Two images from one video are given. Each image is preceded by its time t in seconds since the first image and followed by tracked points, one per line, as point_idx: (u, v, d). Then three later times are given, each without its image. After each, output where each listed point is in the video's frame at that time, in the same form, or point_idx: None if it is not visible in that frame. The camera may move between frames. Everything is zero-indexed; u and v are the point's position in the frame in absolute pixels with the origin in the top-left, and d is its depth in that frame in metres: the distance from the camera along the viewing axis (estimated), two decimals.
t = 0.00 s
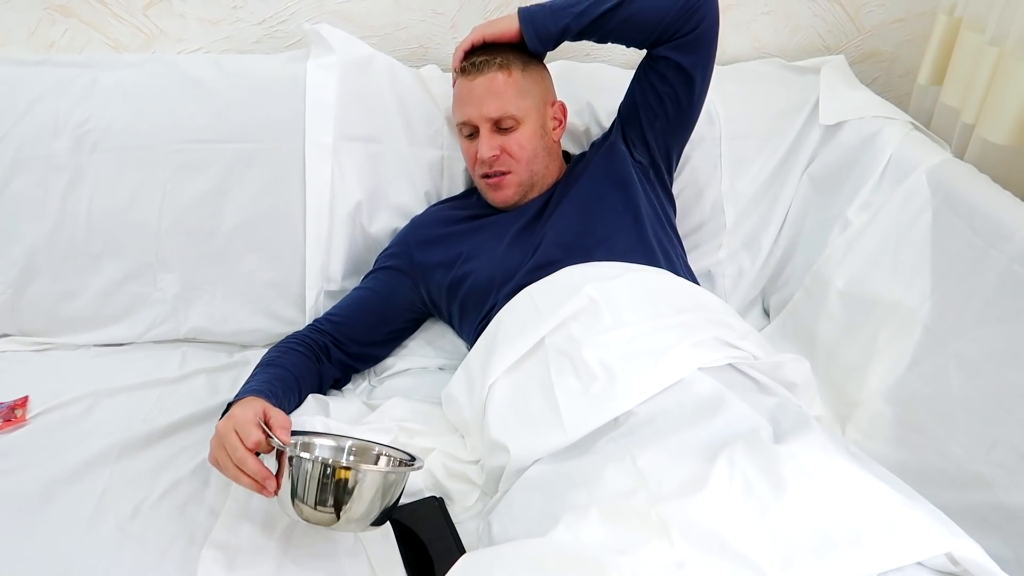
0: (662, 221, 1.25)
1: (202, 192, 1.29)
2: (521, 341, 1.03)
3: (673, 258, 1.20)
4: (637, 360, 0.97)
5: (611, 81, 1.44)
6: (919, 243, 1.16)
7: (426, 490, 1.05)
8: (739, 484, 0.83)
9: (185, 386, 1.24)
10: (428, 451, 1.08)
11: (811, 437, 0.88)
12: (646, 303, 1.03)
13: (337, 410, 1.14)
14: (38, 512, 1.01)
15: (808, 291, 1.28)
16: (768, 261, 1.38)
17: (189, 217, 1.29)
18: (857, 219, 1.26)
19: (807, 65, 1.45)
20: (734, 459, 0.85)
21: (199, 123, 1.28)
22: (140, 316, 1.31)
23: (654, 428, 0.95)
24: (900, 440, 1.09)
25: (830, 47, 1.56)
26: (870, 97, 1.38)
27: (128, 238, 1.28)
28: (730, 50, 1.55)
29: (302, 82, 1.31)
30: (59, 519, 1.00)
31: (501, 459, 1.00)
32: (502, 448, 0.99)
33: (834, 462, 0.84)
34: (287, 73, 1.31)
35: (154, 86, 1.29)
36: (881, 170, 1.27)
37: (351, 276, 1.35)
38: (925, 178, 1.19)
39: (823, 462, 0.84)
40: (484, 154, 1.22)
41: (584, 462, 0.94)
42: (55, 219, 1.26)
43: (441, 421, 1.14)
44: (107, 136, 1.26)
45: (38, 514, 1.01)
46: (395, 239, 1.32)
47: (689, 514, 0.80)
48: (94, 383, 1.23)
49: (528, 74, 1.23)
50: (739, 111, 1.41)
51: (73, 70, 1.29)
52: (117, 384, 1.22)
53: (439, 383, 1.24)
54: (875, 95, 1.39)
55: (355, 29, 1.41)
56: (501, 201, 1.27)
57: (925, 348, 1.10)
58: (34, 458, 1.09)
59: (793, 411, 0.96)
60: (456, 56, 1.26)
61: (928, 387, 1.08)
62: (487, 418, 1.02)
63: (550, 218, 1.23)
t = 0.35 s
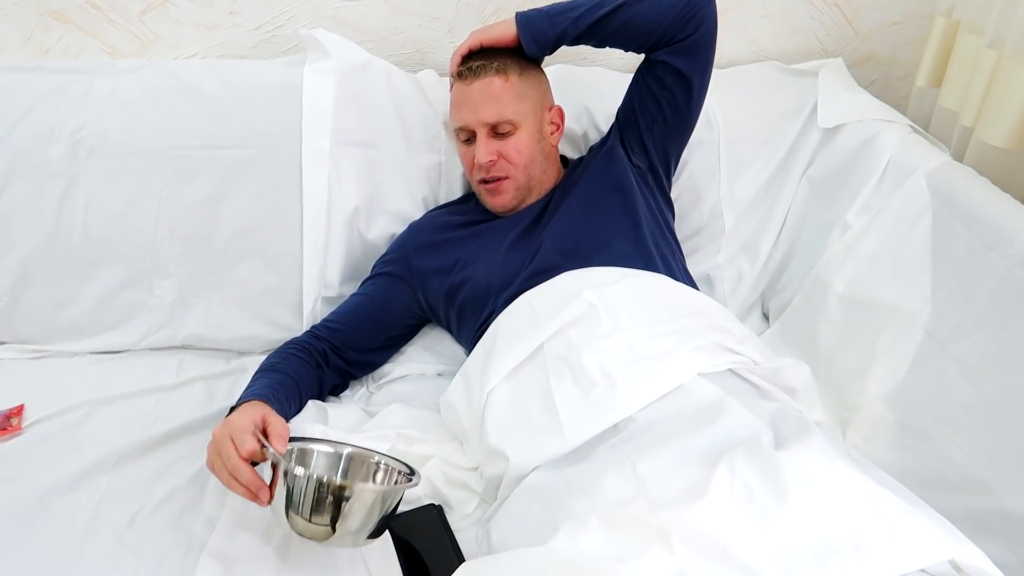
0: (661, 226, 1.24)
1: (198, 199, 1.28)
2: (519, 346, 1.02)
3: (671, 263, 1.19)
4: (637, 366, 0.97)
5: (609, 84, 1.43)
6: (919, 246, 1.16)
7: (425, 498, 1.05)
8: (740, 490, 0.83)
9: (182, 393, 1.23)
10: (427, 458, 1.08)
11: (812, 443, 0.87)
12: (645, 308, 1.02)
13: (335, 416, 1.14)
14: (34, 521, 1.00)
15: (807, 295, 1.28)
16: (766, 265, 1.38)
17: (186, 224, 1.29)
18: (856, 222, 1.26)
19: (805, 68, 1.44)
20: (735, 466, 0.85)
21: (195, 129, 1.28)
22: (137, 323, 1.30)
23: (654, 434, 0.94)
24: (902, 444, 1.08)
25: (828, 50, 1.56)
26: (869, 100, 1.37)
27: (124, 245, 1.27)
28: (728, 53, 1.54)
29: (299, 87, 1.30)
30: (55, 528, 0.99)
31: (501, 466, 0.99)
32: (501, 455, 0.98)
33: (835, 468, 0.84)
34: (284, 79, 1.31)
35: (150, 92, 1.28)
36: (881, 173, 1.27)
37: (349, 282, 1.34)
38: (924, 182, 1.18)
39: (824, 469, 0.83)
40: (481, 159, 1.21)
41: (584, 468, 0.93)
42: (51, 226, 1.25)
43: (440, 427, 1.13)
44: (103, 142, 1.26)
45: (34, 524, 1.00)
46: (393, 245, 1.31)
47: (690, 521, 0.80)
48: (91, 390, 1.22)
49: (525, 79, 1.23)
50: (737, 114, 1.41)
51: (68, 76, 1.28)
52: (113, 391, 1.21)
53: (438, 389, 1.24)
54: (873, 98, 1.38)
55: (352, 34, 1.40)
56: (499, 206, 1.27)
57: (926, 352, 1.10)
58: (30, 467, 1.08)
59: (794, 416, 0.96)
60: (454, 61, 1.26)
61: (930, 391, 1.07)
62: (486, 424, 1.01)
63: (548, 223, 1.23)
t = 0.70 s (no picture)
0: (654, 230, 1.23)
1: (186, 205, 1.27)
2: (512, 354, 1.00)
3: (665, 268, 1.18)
4: (631, 374, 0.95)
5: (601, 87, 1.42)
6: (913, 249, 1.15)
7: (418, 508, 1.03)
8: (736, 500, 0.81)
9: (170, 403, 1.21)
10: (419, 467, 1.06)
11: (808, 449, 0.86)
12: (639, 314, 1.01)
13: (325, 425, 1.12)
14: (18, 535, 0.98)
15: (802, 299, 1.27)
16: (760, 268, 1.37)
17: (174, 230, 1.27)
18: (850, 225, 1.25)
19: (797, 70, 1.44)
20: (730, 474, 0.83)
21: (182, 134, 1.26)
22: (124, 331, 1.28)
23: (648, 442, 0.93)
24: (898, 449, 1.07)
25: (820, 52, 1.55)
26: (861, 102, 1.37)
27: (111, 252, 1.26)
28: (719, 56, 1.54)
29: (287, 92, 1.29)
30: (39, 542, 0.98)
31: (494, 475, 0.97)
32: (494, 464, 0.96)
33: (833, 475, 0.82)
34: (272, 83, 1.29)
35: (136, 97, 1.27)
36: (874, 175, 1.26)
37: (340, 289, 1.33)
38: (918, 184, 1.18)
39: (821, 476, 0.82)
40: (473, 164, 1.20)
41: (579, 477, 0.92)
42: (36, 233, 1.23)
43: (431, 435, 1.11)
44: (89, 148, 1.24)
45: (18, 538, 0.98)
46: (384, 252, 1.30)
47: (686, 532, 0.78)
48: (77, 400, 1.20)
49: (517, 83, 1.22)
50: (730, 117, 1.40)
51: (53, 81, 1.26)
52: (100, 401, 1.19)
53: (429, 397, 1.22)
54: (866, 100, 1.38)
55: (341, 37, 1.39)
56: (490, 211, 1.25)
57: (921, 356, 1.09)
58: (15, 480, 1.06)
59: (789, 422, 0.95)
60: (445, 65, 1.25)
61: (925, 396, 1.06)
62: (478, 433, 0.99)
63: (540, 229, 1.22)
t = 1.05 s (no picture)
0: (651, 231, 1.22)
1: (176, 206, 1.25)
2: (509, 357, 0.99)
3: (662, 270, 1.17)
4: (630, 377, 0.94)
5: (597, 85, 1.41)
6: (913, 249, 1.14)
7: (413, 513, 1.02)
8: (737, 505, 0.80)
9: (160, 408, 1.19)
10: (414, 472, 1.05)
11: (810, 453, 0.85)
12: (637, 316, 1.00)
13: (319, 429, 1.10)
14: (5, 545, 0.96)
15: (800, 299, 1.26)
16: (758, 268, 1.36)
17: (163, 232, 1.25)
18: (849, 225, 1.24)
19: (794, 67, 1.42)
20: (730, 479, 0.82)
21: (171, 134, 1.24)
22: (113, 335, 1.26)
23: (647, 446, 0.91)
24: (899, 451, 1.06)
25: (817, 50, 1.54)
26: (859, 100, 1.35)
27: (99, 255, 1.24)
28: (716, 53, 1.52)
29: (278, 91, 1.27)
30: (27, 552, 0.96)
31: (490, 480, 0.96)
32: (491, 469, 0.95)
33: (834, 480, 0.81)
34: (263, 82, 1.27)
35: (124, 97, 1.24)
36: (873, 174, 1.25)
37: (333, 290, 1.31)
38: (918, 183, 1.17)
39: (823, 481, 0.81)
40: (469, 164, 1.18)
41: (577, 482, 0.90)
42: (23, 235, 1.21)
43: (427, 440, 1.10)
44: (76, 149, 1.22)
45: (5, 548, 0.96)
46: (378, 253, 1.28)
47: (687, 538, 0.77)
48: (66, 406, 1.18)
49: (514, 82, 1.20)
50: (727, 115, 1.38)
51: (38, 81, 1.24)
52: (88, 407, 1.17)
53: (424, 400, 1.21)
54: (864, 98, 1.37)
55: (332, 35, 1.37)
56: (486, 212, 1.24)
57: (921, 357, 1.08)
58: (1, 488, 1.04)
59: (790, 426, 0.94)
60: (440, 64, 1.23)
61: (926, 397, 1.05)
62: (474, 437, 0.98)
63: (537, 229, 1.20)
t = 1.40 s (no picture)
0: (652, 224, 1.20)
1: (171, 200, 1.23)
2: (508, 352, 0.98)
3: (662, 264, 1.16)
4: (630, 372, 0.93)
5: (596, 77, 1.39)
6: (915, 243, 1.13)
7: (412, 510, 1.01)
8: (738, 502, 0.79)
9: (157, 403, 1.18)
10: (412, 468, 1.04)
11: (813, 449, 0.84)
12: (637, 311, 0.99)
13: (316, 425, 1.10)
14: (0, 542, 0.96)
15: (801, 293, 1.25)
16: (759, 262, 1.35)
17: (159, 226, 1.24)
18: (851, 218, 1.23)
19: (796, 59, 1.41)
20: (731, 475, 0.81)
21: (166, 127, 1.23)
22: (109, 329, 1.25)
23: (648, 442, 0.91)
24: (900, 446, 1.05)
25: (818, 41, 1.53)
26: (861, 91, 1.34)
27: (94, 249, 1.22)
28: (717, 44, 1.51)
29: (274, 83, 1.25)
30: (23, 550, 0.95)
31: (490, 477, 0.95)
32: (490, 465, 0.94)
33: (837, 476, 0.80)
34: (258, 73, 1.26)
35: (118, 89, 1.23)
36: (875, 167, 1.24)
37: (330, 285, 1.30)
38: (921, 176, 1.16)
39: (825, 478, 0.80)
40: (468, 157, 1.17)
41: (577, 479, 0.89)
42: (16, 229, 1.20)
43: (425, 435, 1.09)
44: (69, 142, 1.20)
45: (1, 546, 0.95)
46: (376, 247, 1.27)
47: (688, 536, 0.76)
48: (61, 401, 1.17)
49: (513, 74, 1.19)
50: (728, 107, 1.37)
51: (31, 72, 1.22)
52: (84, 402, 1.16)
53: (423, 394, 1.20)
54: (866, 90, 1.35)
55: (329, 26, 1.35)
56: (485, 205, 1.22)
57: (924, 352, 1.07)
58: None
59: (793, 422, 0.93)
60: (439, 54, 1.21)
61: (928, 392, 1.05)
62: (474, 433, 0.97)
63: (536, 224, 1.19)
